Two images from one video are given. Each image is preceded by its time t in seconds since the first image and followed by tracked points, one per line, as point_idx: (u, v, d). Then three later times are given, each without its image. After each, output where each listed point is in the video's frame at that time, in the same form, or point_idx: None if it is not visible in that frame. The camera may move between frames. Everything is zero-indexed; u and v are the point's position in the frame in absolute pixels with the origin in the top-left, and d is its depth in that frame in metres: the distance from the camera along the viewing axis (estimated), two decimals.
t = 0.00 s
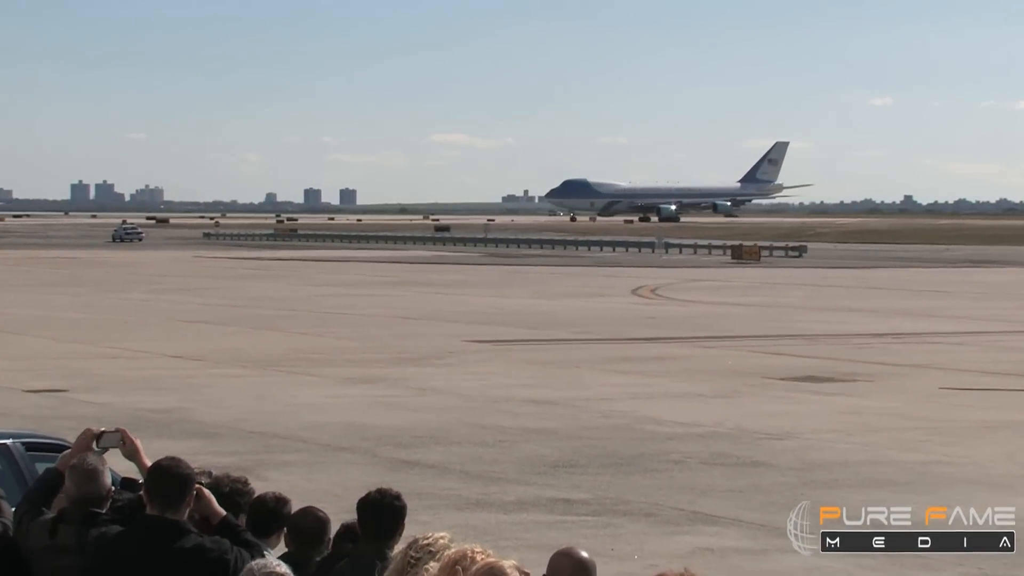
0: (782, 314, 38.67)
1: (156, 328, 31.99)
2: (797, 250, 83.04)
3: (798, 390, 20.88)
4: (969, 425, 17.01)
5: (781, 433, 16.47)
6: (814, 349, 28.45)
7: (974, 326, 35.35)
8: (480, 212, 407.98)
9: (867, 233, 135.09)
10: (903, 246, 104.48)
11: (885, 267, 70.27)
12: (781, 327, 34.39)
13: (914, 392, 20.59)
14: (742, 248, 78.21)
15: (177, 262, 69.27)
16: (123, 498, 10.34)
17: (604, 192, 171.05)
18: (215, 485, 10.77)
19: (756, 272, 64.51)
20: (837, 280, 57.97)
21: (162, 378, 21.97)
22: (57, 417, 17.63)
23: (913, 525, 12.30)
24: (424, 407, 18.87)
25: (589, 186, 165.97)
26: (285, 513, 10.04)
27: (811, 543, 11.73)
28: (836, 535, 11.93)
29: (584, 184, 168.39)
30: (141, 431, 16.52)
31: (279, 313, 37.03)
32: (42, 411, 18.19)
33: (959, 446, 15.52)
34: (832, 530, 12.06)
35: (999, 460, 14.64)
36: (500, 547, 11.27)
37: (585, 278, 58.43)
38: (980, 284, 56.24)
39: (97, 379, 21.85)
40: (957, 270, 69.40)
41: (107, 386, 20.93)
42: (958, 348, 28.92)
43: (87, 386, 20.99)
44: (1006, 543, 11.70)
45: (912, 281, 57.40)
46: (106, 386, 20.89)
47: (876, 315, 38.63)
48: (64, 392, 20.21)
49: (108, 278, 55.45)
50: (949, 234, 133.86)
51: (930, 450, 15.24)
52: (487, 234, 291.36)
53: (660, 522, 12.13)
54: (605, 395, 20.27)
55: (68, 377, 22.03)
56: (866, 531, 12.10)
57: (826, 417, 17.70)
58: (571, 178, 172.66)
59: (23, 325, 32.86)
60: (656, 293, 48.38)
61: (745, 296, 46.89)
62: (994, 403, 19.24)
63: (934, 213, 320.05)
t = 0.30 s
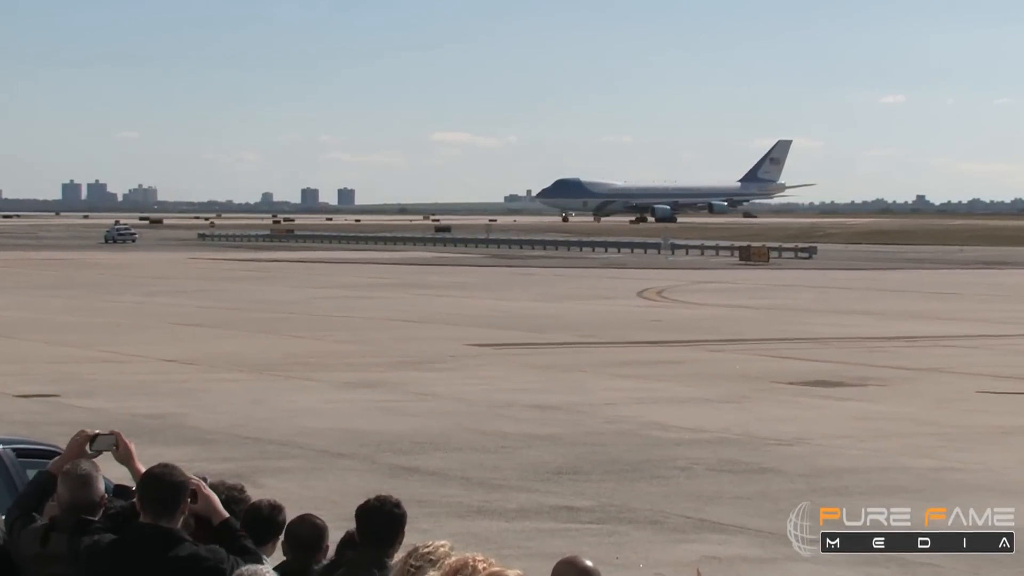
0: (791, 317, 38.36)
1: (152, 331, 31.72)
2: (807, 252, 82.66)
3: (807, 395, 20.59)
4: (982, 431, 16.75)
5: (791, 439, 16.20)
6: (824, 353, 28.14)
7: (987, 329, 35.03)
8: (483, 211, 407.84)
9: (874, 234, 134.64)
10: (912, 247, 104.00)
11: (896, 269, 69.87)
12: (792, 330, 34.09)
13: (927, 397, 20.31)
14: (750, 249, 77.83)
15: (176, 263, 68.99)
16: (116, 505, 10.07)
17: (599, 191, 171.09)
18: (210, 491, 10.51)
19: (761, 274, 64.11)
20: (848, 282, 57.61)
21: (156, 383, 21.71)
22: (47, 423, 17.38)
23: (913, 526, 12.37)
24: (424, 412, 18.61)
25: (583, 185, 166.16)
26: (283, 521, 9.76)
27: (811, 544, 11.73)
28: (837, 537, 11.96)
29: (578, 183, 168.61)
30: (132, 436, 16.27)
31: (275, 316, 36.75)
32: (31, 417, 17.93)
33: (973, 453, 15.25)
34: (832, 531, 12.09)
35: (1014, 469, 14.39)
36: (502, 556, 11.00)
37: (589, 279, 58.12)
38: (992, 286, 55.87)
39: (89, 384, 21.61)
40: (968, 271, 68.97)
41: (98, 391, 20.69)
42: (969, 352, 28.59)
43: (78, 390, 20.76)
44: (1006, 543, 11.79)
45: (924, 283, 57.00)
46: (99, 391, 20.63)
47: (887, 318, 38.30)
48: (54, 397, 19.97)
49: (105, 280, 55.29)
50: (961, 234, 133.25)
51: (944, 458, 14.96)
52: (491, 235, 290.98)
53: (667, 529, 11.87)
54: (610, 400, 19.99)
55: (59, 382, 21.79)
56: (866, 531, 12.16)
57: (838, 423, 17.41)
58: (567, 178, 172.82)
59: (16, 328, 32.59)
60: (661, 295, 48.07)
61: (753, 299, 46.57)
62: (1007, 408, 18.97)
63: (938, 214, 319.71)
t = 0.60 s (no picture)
0: (801, 321, 38.06)
1: (147, 335, 31.43)
2: (818, 253, 82.38)
3: (817, 400, 20.32)
4: (994, 437, 16.50)
5: (799, 445, 15.94)
6: (835, 357, 27.85)
7: (1001, 333, 34.72)
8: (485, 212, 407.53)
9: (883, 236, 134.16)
10: (922, 248, 103.69)
11: (908, 271, 69.46)
12: (803, 334, 33.79)
13: (941, 402, 20.04)
14: (759, 252, 77.52)
15: (175, 266, 68.64)
16: (108, 513, 9.82)
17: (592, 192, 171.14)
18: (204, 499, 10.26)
19: (766, 276, 63.73)
20: (859, 284, 57.26)
21: (149, 388, 21.45)
22: (38, 429, 17.13)
23: (913, 526, 12.41)
24: (425, 417, 18.36)
25: (575, 186, 166.30)
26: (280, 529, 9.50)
27: (812, 544, 11.73)
28: (837, 538, 11.97)
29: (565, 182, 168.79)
30: (124, 443, 16.02)
31: (273, 319, 36.46)
32: (22, 423, 17.68)
33: (986, 460, 15.01)
34: (833, 532, 12.10)
35: None
36: (503, 564, 10.76)
37: (594, 282, 57.81)
38: (1004, 289, 55.52)
39: (81, 388, 21.35)
40: (979, 273, 68.60)
41: (91, 396, 20.43)
42: (979, 356, 28.29)
43: (70, 395, 20.50)
44: (1005, 544, 11.84)
45: (935, 286, 56.67)
46: (92, 396, 20.36)
47: (899, 322, 38.00)
48: (45, 402, 19.71)
49: (102, 282, 55.00)
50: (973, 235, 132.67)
51: (956, 465, 14.73)
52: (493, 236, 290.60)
53: (673, 538, 11.62)
54: (614, 405, 19.73)
55: (52, 387, 21.53)
56: (867, 534, 12.22)
57: (848, 429, 17.15)
58: (559, 177, 173.09)
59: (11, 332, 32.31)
60: (668, 298, 47.77)
61: (763, 302, 46.25)
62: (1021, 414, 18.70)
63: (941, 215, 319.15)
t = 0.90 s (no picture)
0: (812, 325, 37.79)
1: (143, 340, 31.16)
2: (829, 255, 82.08)
3: (825, 406, 20.06)
4: (1009, 444, 16.24)
5: (808, 452, 15.68)
6: (845, 362, 27.58)
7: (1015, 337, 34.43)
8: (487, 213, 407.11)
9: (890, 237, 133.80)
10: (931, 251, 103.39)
11: (918, 274, 69.14)
12: (813, 338, 33.52)
13: (954, 408, 19.78)
14: (768, 254, 77.23)
15: (174, 269, 68.29)
16: (101, 523, 9.57)
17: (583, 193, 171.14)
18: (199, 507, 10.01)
19: (775, 279, 63.44)
20: (870, 288, 56.99)
21: (144, 394, 21.22)
22: (29, 436, 16.90)
23: (914, 527, 12.42)
24: (425, 423, 18.12)
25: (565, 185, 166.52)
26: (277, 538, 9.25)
27: (812, 546, 11.77)
28: (837, 539, 12.02)
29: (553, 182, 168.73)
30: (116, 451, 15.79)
31: (272, 323, 36.19)
32: (13, 430, 17.44)
33: (1000, 468, 14.75)
34: (833, 533, 12.14)
35: None
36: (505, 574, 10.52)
37: (600, 285, 57.54)
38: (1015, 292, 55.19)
39: (73, 394, 21.12)
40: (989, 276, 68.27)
41: (84, 401, 20.20)
42: (992, 362, 27.93)
43: (62, 401, 20.27)
44: (1004, 544, 11.89)
45: (946, 289, 56.38)
46: (84, 402, 20.12)
47: (912, 326, 37.70)
48: (36, 408, 19.48)
49: (99, 285, 54.69)
50: (983, 237, 132.28)
51: (971, 473, 14.48)
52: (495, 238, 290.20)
53: (679, 547, 11.38)
54: (618, 411, 19.49)
55: (45, 392, 21.28)
56: (867, 534, 12.24)
57: (858, 435, 16.90)
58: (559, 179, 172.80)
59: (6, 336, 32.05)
60: (673, 302, 47.48)
61: (772, 306, 45.97)
62: None
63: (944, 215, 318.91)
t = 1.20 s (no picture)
0: (824, 330, 37.55)
1: (139, 344, 30.91)
2: (839, 257, 81.80)
3: (835, 413, 19.80)
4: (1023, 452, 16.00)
5: (819, 459, 15.44)
6: (855, 367, 27.31)
7: None
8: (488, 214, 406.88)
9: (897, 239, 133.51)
10: (939, 253, 103.08)
11: (927, 277, 68.82)
12: (825, 343, 33.24)
13: (969, 415, 19.54)
14: (777, 257, 76.96)
15: (173, 272, 67.98)
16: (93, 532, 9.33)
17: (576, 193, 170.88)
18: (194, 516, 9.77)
19: (783, 282, 63.18)
20: (880, 291, 56.73)
21: (137, 400, 20.99)
22: (21, 444, 16.67)
23: (915, 529, 12.44)
24: (425, 430, 17.89)
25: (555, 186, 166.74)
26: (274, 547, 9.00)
27: (813, 547, 11.78)
28: (839, 539, 12.01)
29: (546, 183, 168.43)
30: (108, 458, 15.57)
31: (270, 327, 35.94)
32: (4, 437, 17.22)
33: (1014, 476, 14.52)
34: (835, 534, 12.14)
35: None
36: None
37: (606, 288, 57.27)
38: None
39: (66, 400, 20.89)
40: (999, 279, 67.92)
41: (76, 408, 19.96)
42: (1006, 367, 27.63)
43: (54, 407, 20.04)
44: (1005, 545, 11.92)
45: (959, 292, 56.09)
46: (76, 409, 19.89)
47: (925, 330, 37.43)
48: (27, 415, 19.25)
49: (97, 288, 54.43)
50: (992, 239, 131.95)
51: (988, 481, 14.24)
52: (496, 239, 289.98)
53: (684, 557, 11.15)
54: (623, 418, 19.24)
55: (37, 398, 21.05)
56: (869, 535, 12.23)
57: (868, 443, 16.66)
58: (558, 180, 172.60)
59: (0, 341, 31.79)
60: (680, 306, 47.21)
61: (780, 310, 45.71)
62: None
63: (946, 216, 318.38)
